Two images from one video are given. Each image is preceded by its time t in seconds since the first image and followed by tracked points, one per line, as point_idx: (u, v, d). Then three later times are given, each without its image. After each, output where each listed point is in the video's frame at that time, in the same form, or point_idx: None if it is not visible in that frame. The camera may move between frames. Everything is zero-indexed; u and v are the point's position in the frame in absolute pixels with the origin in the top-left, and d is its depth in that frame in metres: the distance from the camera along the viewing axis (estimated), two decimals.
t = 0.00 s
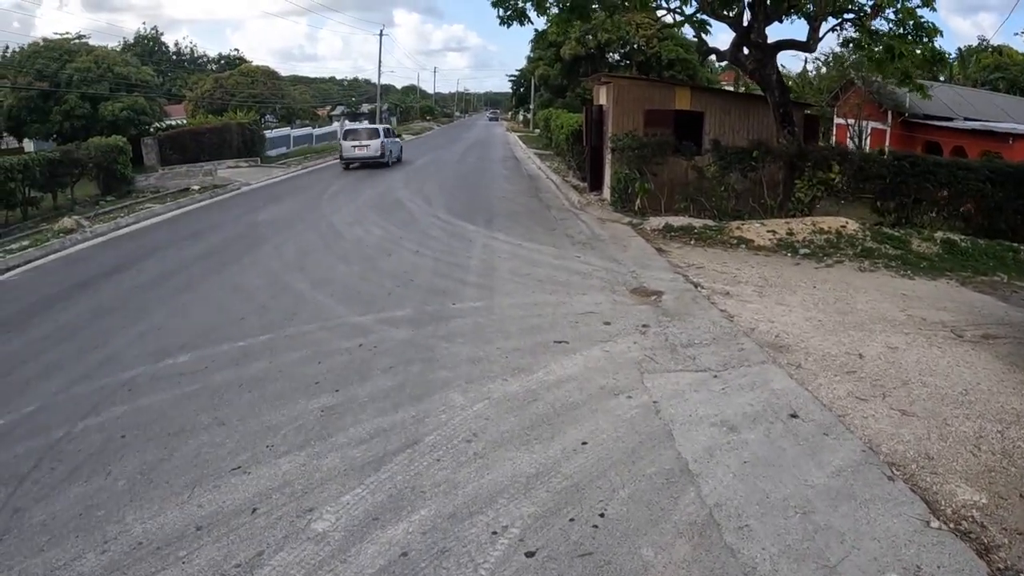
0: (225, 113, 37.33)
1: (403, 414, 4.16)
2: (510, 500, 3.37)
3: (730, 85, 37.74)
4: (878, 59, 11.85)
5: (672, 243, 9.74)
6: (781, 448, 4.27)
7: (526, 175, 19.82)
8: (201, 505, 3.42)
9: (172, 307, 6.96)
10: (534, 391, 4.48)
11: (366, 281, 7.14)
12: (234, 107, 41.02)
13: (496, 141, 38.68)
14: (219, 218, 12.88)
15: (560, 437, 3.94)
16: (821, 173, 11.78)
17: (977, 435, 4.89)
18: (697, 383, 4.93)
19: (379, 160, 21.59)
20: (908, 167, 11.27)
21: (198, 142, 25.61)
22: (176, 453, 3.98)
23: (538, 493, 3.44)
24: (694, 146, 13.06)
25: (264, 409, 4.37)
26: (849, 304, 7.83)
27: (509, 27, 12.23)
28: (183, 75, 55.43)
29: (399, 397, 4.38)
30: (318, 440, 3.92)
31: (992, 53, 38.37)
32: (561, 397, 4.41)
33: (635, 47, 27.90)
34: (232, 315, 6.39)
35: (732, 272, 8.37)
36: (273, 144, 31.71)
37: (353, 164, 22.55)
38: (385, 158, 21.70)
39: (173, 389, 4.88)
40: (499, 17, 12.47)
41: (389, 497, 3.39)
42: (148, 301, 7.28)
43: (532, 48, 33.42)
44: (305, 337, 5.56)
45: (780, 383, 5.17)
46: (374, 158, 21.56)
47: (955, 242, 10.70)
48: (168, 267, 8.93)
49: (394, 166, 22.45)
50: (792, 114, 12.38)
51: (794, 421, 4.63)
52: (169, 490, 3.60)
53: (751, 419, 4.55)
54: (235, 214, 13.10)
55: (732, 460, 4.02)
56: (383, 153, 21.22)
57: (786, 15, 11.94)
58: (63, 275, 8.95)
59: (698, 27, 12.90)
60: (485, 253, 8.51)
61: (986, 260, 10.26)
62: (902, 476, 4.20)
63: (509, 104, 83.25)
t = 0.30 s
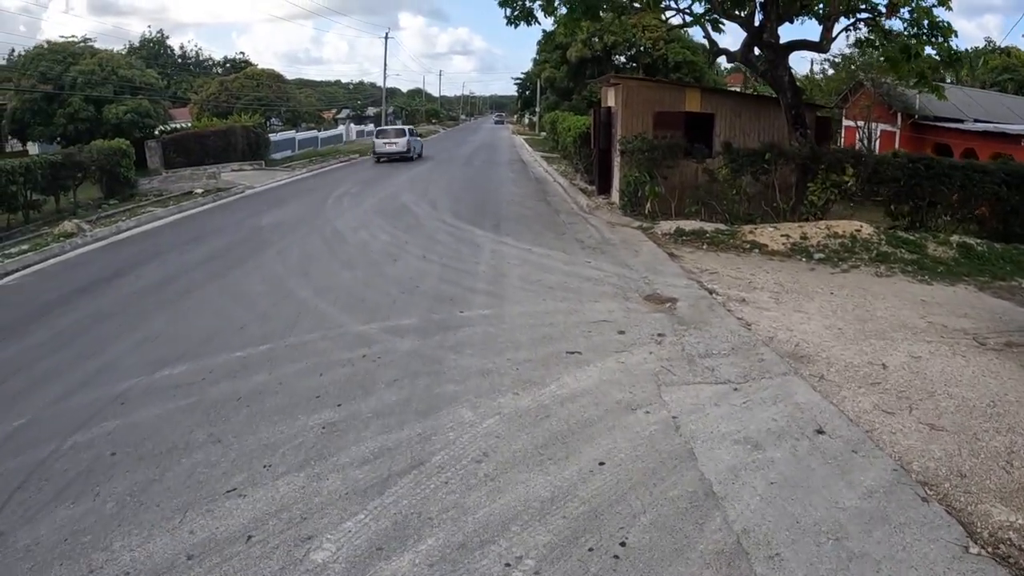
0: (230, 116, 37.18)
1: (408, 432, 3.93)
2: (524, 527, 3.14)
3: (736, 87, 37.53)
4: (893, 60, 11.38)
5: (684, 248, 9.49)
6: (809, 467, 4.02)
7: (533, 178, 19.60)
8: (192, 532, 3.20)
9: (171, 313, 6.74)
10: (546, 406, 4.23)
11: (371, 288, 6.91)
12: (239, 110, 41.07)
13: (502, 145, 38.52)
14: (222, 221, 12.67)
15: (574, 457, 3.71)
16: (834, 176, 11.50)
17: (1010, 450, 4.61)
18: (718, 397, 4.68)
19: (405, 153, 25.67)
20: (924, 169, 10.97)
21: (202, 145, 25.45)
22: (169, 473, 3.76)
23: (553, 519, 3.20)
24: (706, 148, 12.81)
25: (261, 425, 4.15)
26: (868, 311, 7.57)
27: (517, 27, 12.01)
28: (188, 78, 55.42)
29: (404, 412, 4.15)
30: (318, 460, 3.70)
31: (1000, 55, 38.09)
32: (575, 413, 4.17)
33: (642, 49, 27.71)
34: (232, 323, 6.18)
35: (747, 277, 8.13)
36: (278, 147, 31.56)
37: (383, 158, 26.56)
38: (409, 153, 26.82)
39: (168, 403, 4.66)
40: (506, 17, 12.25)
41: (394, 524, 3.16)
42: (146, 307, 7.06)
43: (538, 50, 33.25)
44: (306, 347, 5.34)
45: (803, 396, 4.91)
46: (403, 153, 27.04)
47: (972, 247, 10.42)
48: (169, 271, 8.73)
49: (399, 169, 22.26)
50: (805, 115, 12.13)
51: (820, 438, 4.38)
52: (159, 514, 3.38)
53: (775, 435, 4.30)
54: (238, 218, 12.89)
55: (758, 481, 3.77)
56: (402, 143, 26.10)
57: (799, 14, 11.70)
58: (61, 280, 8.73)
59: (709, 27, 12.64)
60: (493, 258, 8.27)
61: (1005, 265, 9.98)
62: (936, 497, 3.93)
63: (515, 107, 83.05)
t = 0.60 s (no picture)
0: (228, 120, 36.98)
1: (404, 458, 3.70)
2: (529, 566, 2.91)
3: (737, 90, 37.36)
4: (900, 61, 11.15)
5: (689, 254, 9.28)
6: (829, 493, 3.79)
7: (534, 183, 19.41)
8: (173, 570, 2.97)
9: (161, 326, 6.52)
10: (550, 428, 4.01)
11: (367, 298, 6.69)
12: (239, 114, 41.02)
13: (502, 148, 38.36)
14: (217, 227, 12.46)
15: (582, 485, 3.48)
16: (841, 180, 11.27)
17: None
18: (730, 417, 4.46)
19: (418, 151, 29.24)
20: (932, 173, 10.70)
21: (200, 149, 25.24)
22: (152, 503, 3.54)
23: (560, 556, 2.98)
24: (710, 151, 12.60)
25: (250, 449, 3.93)
26: (879, 321, 7.33)
27: (517, 29, 11.81)
28: (188, 82, 55.24)
29: (400, 436, 3.93)
30: (309, 489, 3.48)
31: (1001, 57, 37.94)
32: (581, 436, 3.95)
33: (642, 52, 27.54)
34: (223, 336, 5.96)
35: (754, 285, 7.91)
36: (277, 151, 31.38)
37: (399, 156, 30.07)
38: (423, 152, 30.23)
39: (154, 424, 4.44)
40: (505, 18, 12.04)
41: (389, 562, 2.94)
42: (136, 319, 6.84)
43: (539, 53, 33.09)
44: (299, 362, 5.12)
45: (819, 415, 4.69)
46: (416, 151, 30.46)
47: (982, 252, 10.19)
48: (161, 280, 8.52)
49: (398, 173, 22.05)
50: (810, 118, 11.91)
51: (839, 460, 4.16)
52: (139, 549, 3.16)
53: (791, 458, 4.08)
54: (234, 224, 12.68)
55: (777, 509, 3.55)
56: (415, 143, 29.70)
57: (804, 15, 11.48)
58: (50, 290, 8.51)
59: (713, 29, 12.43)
60: (493, 266, 8.04)
61: (1016, 271, 9.75)
62: (962, 524, 3.67)
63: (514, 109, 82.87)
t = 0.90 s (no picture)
0: (226, 123, 36.69)
1: (403, 485, 3.44)
2: None
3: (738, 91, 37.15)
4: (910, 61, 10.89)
5: (696, 259, 9.02)
6: (860, 520, 3.52)
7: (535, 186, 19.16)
8: None
9: (149, 337, 6.26)
10: (560, 450, 3.75)
11: (364, 307, 6.43)
12: (238, 117, 40.84)
13: (503, 152, 38.10)
14: (212, 233, 12.19)
15: (595, 515, 3.22)
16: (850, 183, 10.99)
17: None
18: (750, 436, 4.19)
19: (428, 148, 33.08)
20: (943, 175, 10.33)
21: (197, 153, 24.96)
22: (131, 534, 3.28)
23: None
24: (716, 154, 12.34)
25: (238, 475, 3.68)
26: (896, 329, 7.05)
27: (518, 29, 11.55)
28: (186, 85, 54.93)
29: (398, 459, 3.67)
30: (300, 521, 3.22)
31: (1003, 58, 37.76)
32: (593, 459, 3.68)
33: (643, 53, 27.31)
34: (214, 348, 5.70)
35: (765, 292, 7.64)
36: (275, 155, 31.09)
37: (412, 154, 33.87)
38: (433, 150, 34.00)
39: (137, 446, 4.19)
40: (506, 18, 11.78)
41: None
42: (123, 331, 6.58)
43: (539, 55, 32.89)
44: (291, 377, 4.87)
45: (843, 433, 4.42)
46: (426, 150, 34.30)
47: (996, 256, 9.91)
48: (153, 288, 8.27)
49: (397, 177, 21.76)
50: (818, 119, 11.64)
51: (867, 483, 3.89)
52: None
53: (816, 481, 3.82)
54: (228, 229, 12.42)
55: (806, 539, 3.28)
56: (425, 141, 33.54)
57: (811, 14, 11.21)
58: (37, 299, 8.25)
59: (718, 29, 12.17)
60: (495, 273, 7.77)
61: None
62: (1001, 551, 3.38)
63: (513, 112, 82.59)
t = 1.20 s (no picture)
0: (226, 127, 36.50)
1: (399, 522, 3.18)
2: None
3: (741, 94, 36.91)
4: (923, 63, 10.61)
5: (705, 268, 8.76)
6: (892, 558, 3.25)
7: (538, 190, 18.91)
8: None
9: (136, 352, 6.01)
10: (568, 482, 3.48)
11: (360, 320, 6.18)
12: (238, 119, 40.67)
13: (504, 154, 37.88)
14: (208, 239, 11.95)
15: (608, 558, 2.95)
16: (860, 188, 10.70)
17: None
18: (770, 463, 3.93)
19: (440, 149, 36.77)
20: (955, 180, 10.08)
21: (196, 157, 24.74)
22: None
23: None
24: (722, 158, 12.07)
25: (223, 509, 3.43)
26: (914, 342, 6.78)
27: (520, 30, 11.30)
28: (187, 89, 54.79)
29: (393, 493, 3.41)
30: (287, 563, 2.97)
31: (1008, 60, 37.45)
32: (604, 492, 3.42)
33: (646, 56, 27.07)
34: (203, 365, 5.46)
35: (778, 303, 7.38)
36: (275, 158, 30.90)
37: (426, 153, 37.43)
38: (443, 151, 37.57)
39: (117, 474, 3.94)
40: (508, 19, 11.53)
41: None
42: (110, 345, 6.33)
43: (541, 58, 32.64)
44: (282, 399, 4.62)
45: (868, 459, 4.17)
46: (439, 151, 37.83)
47: (1012, 263, 9.62)
48: (145, 298, 8.03)
49: (397, 181, 21.51)
50: (827, 123, 11.38)
51: (896, 515, 3.62)
52: None
53: (843, 515, 3.55)
54: (225, 235, 12.19)
55: None
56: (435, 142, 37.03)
57: (821, 15, 10.94)
58: (24, 310, 7.99)
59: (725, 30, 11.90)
60: (497, 283, 7.50)
61: None
62: None
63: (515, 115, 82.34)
